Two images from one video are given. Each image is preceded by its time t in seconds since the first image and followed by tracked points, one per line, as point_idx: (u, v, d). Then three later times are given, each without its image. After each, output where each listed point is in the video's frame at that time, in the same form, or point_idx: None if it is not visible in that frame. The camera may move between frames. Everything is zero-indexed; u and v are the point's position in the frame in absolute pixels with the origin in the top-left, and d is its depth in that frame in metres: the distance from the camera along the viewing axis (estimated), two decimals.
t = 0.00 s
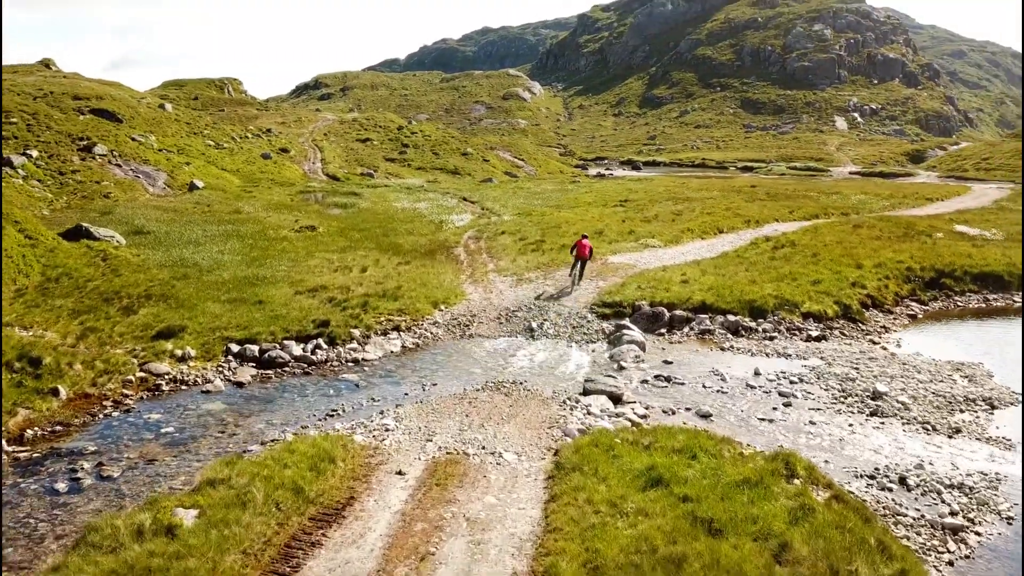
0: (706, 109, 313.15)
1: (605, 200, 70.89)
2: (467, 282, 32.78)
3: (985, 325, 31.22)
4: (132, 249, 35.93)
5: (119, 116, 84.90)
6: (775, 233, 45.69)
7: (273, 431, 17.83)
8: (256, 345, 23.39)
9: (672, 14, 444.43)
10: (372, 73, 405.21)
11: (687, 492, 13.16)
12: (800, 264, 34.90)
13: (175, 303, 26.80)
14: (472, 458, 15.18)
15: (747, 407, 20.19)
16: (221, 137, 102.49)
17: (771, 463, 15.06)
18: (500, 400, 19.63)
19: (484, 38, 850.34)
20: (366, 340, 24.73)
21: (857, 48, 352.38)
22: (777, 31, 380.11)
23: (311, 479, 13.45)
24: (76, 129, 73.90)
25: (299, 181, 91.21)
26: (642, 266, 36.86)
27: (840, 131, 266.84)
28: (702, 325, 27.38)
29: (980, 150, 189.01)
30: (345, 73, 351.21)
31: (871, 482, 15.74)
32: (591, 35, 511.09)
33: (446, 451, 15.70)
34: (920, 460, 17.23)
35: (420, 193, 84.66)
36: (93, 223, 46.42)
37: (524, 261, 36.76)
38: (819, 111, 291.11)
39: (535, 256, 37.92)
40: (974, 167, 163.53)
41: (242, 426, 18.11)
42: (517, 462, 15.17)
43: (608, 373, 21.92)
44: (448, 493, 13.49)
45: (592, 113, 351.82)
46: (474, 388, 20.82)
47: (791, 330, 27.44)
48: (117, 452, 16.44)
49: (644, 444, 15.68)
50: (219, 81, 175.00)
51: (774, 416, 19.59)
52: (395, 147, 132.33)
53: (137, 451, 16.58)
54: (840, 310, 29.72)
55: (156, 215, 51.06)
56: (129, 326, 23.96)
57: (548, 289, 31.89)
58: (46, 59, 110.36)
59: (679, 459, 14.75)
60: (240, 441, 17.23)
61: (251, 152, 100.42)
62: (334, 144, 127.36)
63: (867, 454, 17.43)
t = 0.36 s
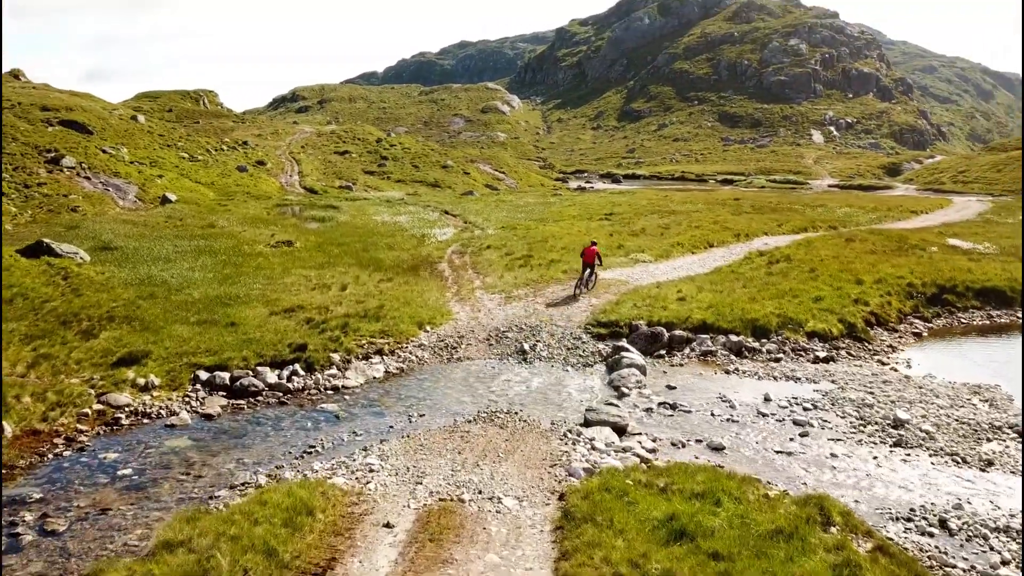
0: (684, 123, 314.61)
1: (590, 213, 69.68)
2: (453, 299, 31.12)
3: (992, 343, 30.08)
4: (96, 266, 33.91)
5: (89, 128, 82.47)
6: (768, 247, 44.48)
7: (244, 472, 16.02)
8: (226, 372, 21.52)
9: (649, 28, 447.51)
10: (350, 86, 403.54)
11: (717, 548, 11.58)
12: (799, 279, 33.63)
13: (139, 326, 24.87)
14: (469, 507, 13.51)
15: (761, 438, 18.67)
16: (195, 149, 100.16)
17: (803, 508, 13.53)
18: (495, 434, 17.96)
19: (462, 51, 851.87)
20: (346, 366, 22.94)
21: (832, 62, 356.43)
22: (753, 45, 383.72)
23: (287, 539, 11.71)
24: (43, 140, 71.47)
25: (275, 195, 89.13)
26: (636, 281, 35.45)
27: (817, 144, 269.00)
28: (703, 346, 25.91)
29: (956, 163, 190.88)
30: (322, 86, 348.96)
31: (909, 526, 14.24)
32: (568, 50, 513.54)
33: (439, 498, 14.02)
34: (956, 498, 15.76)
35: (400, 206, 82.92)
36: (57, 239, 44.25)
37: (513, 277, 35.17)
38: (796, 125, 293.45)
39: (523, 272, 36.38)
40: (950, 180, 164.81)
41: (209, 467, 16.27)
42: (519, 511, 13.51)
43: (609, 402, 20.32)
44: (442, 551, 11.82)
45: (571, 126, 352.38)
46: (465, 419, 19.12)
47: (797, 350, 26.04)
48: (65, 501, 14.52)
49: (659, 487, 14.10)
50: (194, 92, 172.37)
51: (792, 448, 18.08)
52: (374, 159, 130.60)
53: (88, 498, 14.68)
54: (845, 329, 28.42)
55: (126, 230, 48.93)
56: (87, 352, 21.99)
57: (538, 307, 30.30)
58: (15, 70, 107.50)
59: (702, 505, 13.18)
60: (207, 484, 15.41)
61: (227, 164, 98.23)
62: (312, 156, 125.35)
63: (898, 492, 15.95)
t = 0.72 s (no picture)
0: (665, 133, 315.46)
1: (576, 224, 68.53)
2: (441, 315, 29.62)
3: (1000, 358, 29.04)
4: (62, 281, 32.08)
5: (61, 137, 80.19)
6: (762, 259, 43.40)
7: (216, 513, 14.40)
8: (198, 398, 19.81)
9: (629, 39, 449.56)
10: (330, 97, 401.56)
11: None
12: (799, 293, 32.49)
13: (105, 346, 23.13)
14: (469, 557, 12.08)
15: (778, 467, 17.35)
16: (171, 159, 98.03)
17: (841, 554, 12.19)
18: (491, 466, 16.52)
19: (442, 62, 851.83)
20: (328, 389, 21.35)
21: (810, 74, 359.63)
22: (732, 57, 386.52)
23: None
24: (12, 150, 69.15)
25: (254, 205, 87.17)
26: (630, 295, 34.13)
27: (796, 154, 270.66)
28: (706, 365, 24.61)
29: (935, 173, 192.29)
30: (302, 97, 346.41)
31: (951, 568, 12.97)
32: (549, 61, 515.26)
33: (435, 545, 12.55)
34: (998, 535, 14.46)
35: (381, 217, 81.39)
36: (22, 251, 42.22)
37: (502, 291, 33.75)
38: (776, 135, 295.11)
39: (513, 285, 35.00)
40: (930, 191, 165.77)
41: (176, 508, 14.60)
42: (526, 560, 12.11)
43: (612, 429, 18.94)
44: None
45: (552, 137, 352.38)
46: (458, 448, 17.64)
47: (803, 368, 24.82)
48: (10, 552, 12.79)
49: (680, 530, 12.71)
50: (170, 102, 169.69)
51: (812, 478, 16.78)
52: (355, 169, 128.90)
53: (38, 548, 12.97)
54: (851, 345, 27.27)
55: (97, 243, 46.95)
56: (46, 377, 20.23)
57: (530, 322, 28.90)
58: None
59: (731, 552, 11.79)
60: (174, 529, 13.77)
61: (204, 175, 96.10)
62: (291, 167, 123.41)
63: (933, 529, 14.66)
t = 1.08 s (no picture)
0: (639, 142, 316.09)
1: (555, 233, 67.09)
2: (422, 331, 27.94)
3: (1005, 370, 28.03)
4: (14, 297, 29.93)
5: (22, 145, 77.29)
6: (751, 269, 42.30)
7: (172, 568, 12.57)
8: (156, 428, 17.92)
9: (602, 48, 451.25)
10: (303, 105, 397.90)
11: None
12: (795, 305, 31.31)
13: (54, 370, 21.13)
14: None
15: (797, 499, 15.87)
16: (138, 167, 95.22)
17: None
18: (485, 505, 14.88)
19: (416, 71, 849.65)
20: (302, 415, 19.58)
21: (781, 84, 363.08)
22: (705, 66, 389.20)
23: None
24: None
25: (224, 215, 84.77)
26: (621, 307, 32.75)
27: (769, 163, 272.61)
28: (706, 384, 23.20)
29: (907, 182, 194.04)
30: (274, 105, 342.75)
31: None
32: (523, 70, 515.88)
33: None
34: None
35: (356, 226, 79.44)
36: None
37: (487, 304, 32.16)
38: (749, 144, 296.97)
39: (497, 298, 33.43)
40: (903, 199, 166.89)
41: (127, 562, 12.74)
42: None
43: (614, 459, 17.37)
44: None
45: (527, 145, 351.86)
46: (447, 483, 15.97)
47: (807, 387, 23.51)
48: None
49: None
50: (139, 109, 166.17)
51: (836, 513, 15.32)
52: (328, 178, 126.66)
53: None
54: (854, 360, 26.05)
55: (56, 255, 44.60)
56: None
57: (517, 338, 27.33)
58: None
59: None
60: None
61: (172, 183, 93.41)
62: (262, 175, 120.87)
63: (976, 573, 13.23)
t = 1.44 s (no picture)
0: (605, 149, 316.65)
1: (526, 240, 65.46)
2: (394, 348, 25.96)
3: (1004, 381, 26.90)
4: None
5: None
6: (732, 277, 41.00)
7: None
8: (94, 468, 15.72)
9: (568, 55, 452.16)
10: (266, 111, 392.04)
11: None
12: (786, 316, 29.93)
13: None
14: None
15: (818, 539, 14.24)
16: (92, 173, 91.56)
17: None
18: (473, 557, 13.01)
19: (380, 77, 844.65)
20: (262, 448, 17.51)
21: (744, 91, 366.86)
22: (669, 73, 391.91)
23: None
24: None
25: (183, 223, 81.70)
26: (604, 318, 31.14)
27: (734, 170, 274.69)
28: (702, 404, 21.55)
29: (870, 188, 196.29)
30: (236, 111, 337.01)
31: None
32: (488, 77, 515.06)
33: None
34: None
35: (320, 234, 76.98)
36: None
37: (461, 317, 30.29)
38: (713, 151, 298.98)
39: (472, 310, 31.55)
40: (867, 205, 168.48)
41: None
42: None
43: (612, 494, 15.61)
44: None
45: (493, 152, 350.53)
46: (427, 528, 14.05)
47: (808, 405, 22.00)
48: None
49: None
50: (94, 114, 161.24)
51: (863, 554, 13.72)
52: (292, 184, 123.71)
53: None
54: (853, 374, 24.65)
55: None
56: None
57: (497, 354, 25.49)
58: None
59: None
60: None
61: (128, 190, 89.93)
62: (223, 182, 117.55)
63: None
